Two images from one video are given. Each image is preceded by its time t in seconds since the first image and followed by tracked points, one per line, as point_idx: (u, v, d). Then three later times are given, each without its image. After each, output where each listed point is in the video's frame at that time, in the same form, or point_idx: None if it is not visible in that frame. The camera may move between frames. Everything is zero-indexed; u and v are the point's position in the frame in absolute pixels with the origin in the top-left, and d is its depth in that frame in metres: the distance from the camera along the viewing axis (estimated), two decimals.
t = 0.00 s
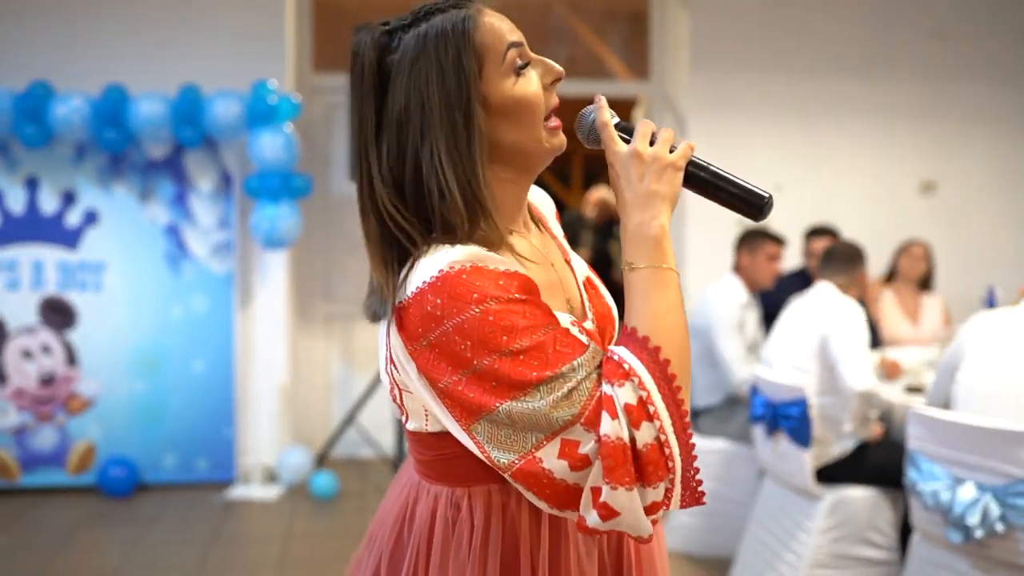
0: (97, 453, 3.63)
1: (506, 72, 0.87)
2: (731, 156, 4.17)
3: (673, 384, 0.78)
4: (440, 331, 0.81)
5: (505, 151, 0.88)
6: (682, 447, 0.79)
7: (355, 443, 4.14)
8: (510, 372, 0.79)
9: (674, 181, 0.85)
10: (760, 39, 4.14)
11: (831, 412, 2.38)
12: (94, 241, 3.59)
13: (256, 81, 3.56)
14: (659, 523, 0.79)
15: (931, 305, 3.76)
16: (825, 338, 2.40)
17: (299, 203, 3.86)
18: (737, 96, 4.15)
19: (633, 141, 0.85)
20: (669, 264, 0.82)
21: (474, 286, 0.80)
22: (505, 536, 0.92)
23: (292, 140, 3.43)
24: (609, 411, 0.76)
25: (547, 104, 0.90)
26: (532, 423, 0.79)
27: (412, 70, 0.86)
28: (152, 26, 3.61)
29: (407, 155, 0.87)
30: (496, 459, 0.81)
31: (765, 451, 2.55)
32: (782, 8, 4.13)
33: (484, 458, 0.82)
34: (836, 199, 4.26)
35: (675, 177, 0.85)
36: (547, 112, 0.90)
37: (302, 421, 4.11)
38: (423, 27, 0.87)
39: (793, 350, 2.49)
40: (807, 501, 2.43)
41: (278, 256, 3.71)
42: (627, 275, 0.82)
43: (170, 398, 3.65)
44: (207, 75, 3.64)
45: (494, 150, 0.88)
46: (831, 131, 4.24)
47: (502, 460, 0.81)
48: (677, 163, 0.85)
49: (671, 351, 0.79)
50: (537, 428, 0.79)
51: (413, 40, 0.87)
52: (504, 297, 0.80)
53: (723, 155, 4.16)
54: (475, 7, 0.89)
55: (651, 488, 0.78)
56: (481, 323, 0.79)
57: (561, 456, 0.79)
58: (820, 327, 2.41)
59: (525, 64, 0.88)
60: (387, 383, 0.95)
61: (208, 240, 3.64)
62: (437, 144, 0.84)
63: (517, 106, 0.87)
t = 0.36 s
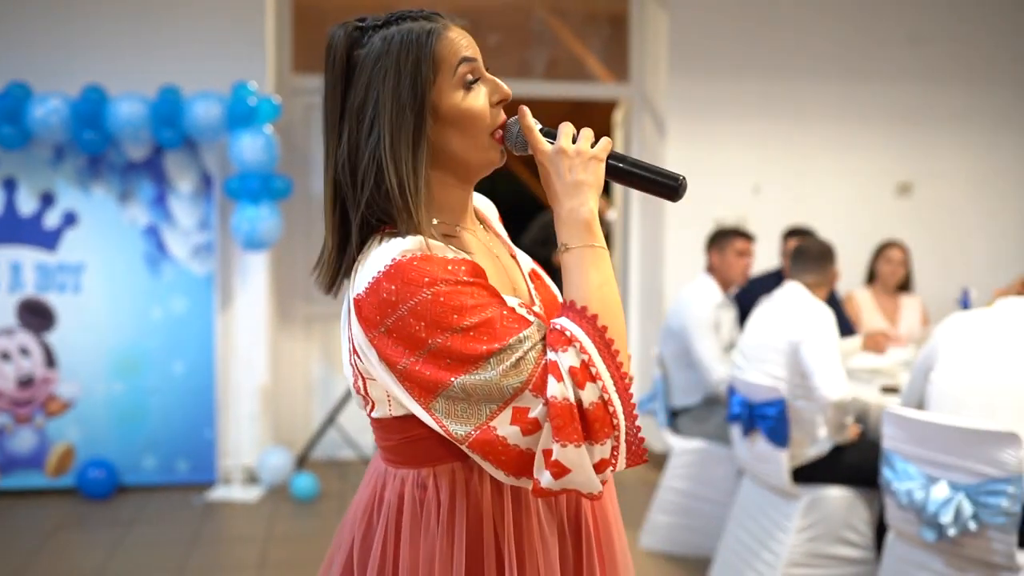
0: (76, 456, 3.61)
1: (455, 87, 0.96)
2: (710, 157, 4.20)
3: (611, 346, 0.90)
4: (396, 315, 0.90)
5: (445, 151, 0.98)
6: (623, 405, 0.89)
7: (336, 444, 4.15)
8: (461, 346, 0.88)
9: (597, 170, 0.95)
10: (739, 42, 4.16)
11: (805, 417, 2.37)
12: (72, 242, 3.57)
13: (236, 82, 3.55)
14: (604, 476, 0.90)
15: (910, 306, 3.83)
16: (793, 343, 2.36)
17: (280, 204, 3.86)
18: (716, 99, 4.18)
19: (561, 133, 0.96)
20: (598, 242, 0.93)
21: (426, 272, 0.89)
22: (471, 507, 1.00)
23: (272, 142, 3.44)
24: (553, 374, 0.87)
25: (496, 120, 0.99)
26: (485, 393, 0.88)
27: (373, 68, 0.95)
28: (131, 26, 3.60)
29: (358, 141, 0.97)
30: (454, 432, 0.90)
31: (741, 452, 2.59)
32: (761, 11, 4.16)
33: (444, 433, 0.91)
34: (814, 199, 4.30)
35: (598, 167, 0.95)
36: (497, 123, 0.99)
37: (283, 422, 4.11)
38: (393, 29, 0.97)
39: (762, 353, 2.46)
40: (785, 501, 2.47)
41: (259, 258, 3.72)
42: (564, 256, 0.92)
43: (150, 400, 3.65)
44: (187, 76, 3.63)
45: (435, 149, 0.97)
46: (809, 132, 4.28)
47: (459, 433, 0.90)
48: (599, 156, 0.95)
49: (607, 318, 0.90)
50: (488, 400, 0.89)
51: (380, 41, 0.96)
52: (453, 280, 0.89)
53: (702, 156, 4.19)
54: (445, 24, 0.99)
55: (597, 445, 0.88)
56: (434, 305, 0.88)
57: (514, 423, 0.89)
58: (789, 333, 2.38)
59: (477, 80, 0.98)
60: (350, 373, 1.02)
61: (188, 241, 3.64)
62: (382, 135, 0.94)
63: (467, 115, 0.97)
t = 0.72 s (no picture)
0: (67, 458, 3.60)
1: (439, 101, 1.04)
2: (701, 159, 4.21)
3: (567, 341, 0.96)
4: (372, 307, 0.97)
5: (426, 159, 1.05)
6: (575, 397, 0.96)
7: (328, 445, 4.15)
8: (429, 337, 0.95)
9: (561, 183, 1.02)
10: (730, 44, 4.18)
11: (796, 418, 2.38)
12: (63, 243, 3.57)
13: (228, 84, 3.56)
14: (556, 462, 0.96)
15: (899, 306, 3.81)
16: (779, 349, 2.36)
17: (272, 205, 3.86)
18: (707, 100, 4.19)
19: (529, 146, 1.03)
20: (561, 248, 1.00)
21: (401, 267, 0.97)
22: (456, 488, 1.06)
23: (265, 143, 3.44)
24: (510, 365, 0.94)
25: (474, 138, 1.07)
26: (449, 382, 0.95)
27: (370, 76, 1.04)
28: (122, 27, 3.60)
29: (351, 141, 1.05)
30: (423, 420, 0.97)
31: (733, 454, 2.60)
32: (752, 13, 4.18)
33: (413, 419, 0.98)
34: (804, 201, 4.32)
35: (562, 180, 1.02)
36: (474, 142, 1.07)
37: (274, 423, 4.11)
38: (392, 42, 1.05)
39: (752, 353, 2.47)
40: (775, 501, 2.48)
41: (252, 259, 3.73)
42: (528, 261, 0.99)
43: (141, 400, 3.64)
44: (178, 78, 3.63)
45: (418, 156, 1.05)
46: (799, 134, 4.30)
47: (426, 420, 0.97)
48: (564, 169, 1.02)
49: (562, 314, 0.97)
50: (454, 390, 0.96)
51: (379, 52, 1.04)
52: (426, 275, 0.97)
53: (693, 157, 4.20)
54: (441, 43, 1.07)
55: (549, 433, 0.95)
56: (406, 297, 0.96)
57: (475, 411, 0.96)
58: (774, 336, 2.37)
59: (462, 98, 1.05)
60: (335, 364, 1.09)
61: (179, 242, 3.64)
62: (373, 141, 1.02)
63: (448, 129, 1.04)
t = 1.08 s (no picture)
0: (62, 459, 3.60)
1: (422, 111, 1.12)
2: (694, 163, 4.22)
3: (548, 327, 1.02)
4: (371, 299, 1.03)
5: (411, 165, 1.13)
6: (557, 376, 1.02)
7: (323, 446, 4.16)
8: (424, 325, 1.01)
9: (540, 180, 1.08)
10: (724, 45, 4.19)
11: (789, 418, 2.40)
12: (57, 244, 3.56)
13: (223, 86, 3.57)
14: (543, 436, 1.02)
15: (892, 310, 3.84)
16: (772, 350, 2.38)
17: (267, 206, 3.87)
18: (701, 101, 4.20)
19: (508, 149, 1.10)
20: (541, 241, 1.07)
21: (397, 262, 1.03)
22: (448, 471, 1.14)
23: (260, 144, 3.45)
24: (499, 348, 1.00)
25: (454, 145, 1.15)
26: (445, 367, 1.01)
27: (359, 88, 1.12)
28: (117, 28, 3.60)
29: (342, 148, 1.14)
30: (421, 402, 1.02)
31: (728, 454, 2.62)
32: (745, 15, 4.19)
33: (412, 403, 1.03)
34: (797, 201, 4.34)
35: (541, 178, 1.08)
36: (453, 149, 1.15)
37: (268, 424, 4.11)
38: (380, 58, 1.14)
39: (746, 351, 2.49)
40: (770, 502, 2.49)
41: (247, 259, 3.74)
42: (511, 253, 1.06)
43: (137, 402, 3.64)
44: (173, 79, 3.64)
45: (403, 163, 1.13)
46: (792, 135, 4.31)
47: (425, 403, 1.02)
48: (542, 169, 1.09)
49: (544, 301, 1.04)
50: (447, 373, 1.01)
51: (367, 67, 1.13)
52: (420, 270, 1.03)
53: (687, 158, 4.21)
54: (426, 60, 1.15)
55: (536, 409, 1.00)
56: (403, 289, 1.01)
57: (469, 392, 1.01)
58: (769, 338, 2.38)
59: (443, 108, 1.14)
60: (335, 355, 1.14)
61: (174, 243, 3.64)
62: (362, 149, 1.11)
63: (430, 136, 1.12)
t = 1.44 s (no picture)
0: (58, 459, 3.59)
1: (413, 119, 1.13)
2: (689, 163, 4.22)
3: (522, 310, 1.06)
4: (359, 289, 1.06)
5: (403, 172, 1.15)
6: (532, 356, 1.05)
7: (319, 445, 4.16)
8: (407, 311, 1.04)
9: (517, 177, 1.11)
10: (720, 46, 4.20)
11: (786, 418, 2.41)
12: (53, 244, 3.55)
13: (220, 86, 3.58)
14: (519, 414, 1.05)
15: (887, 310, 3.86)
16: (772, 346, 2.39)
17: (263, 206, 3.86)
18: (697, 102, 4.21)
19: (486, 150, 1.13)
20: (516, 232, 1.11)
21: (382, 253, 1.06)
22: (442, 454, 1.15)
23: (256, 144, 3.46)
24: (475, 329, 1.03)
25: (442, 151, 1.16)
26: (427, 350, 1.04)
27: (355, 100, 1.14)
28: (113, 28, 3.59)
29: (338, 159, 1.15)
30: (407, 384, 1.05)
31: (725, 454, 2.63)
32: (741, 16, 4.20)
33: (400, 386, 1.06)
34: (793, 201, 4.34)
35: (517, 175, 1.11)
36: (442, 155, 1.16)
37: (265, 424, 4.11)
38: (374, 70, 1.16)
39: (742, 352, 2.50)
40: (768, 501, 2.49)
41: (244, 259, 3.74)
42: (488, 243, 1.11)
43: (133, 402, 3.64)
44: (169, 79, 3.63)
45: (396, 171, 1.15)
46: (788, 135, 4.32)
47: (410, 384, 1.05)
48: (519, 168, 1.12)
49: (518, 286, 1.08)
50: (431, 356, 1.04)
51: (363, 80, 1.15)
52: (403, 261, 1.06)
53: (684, 158, 4.21)
54: (418, 72, 1.17)
55: (512, 387, 1.03)
56: (387, 278, 1.05)
57: (449, 371, 1.04)
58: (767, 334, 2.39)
59: (434, 116, 1.15)
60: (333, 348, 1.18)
61: (171, 244, 3.64)
62: (358, 158, 1.13)
63: (420, 145, 1.14)
